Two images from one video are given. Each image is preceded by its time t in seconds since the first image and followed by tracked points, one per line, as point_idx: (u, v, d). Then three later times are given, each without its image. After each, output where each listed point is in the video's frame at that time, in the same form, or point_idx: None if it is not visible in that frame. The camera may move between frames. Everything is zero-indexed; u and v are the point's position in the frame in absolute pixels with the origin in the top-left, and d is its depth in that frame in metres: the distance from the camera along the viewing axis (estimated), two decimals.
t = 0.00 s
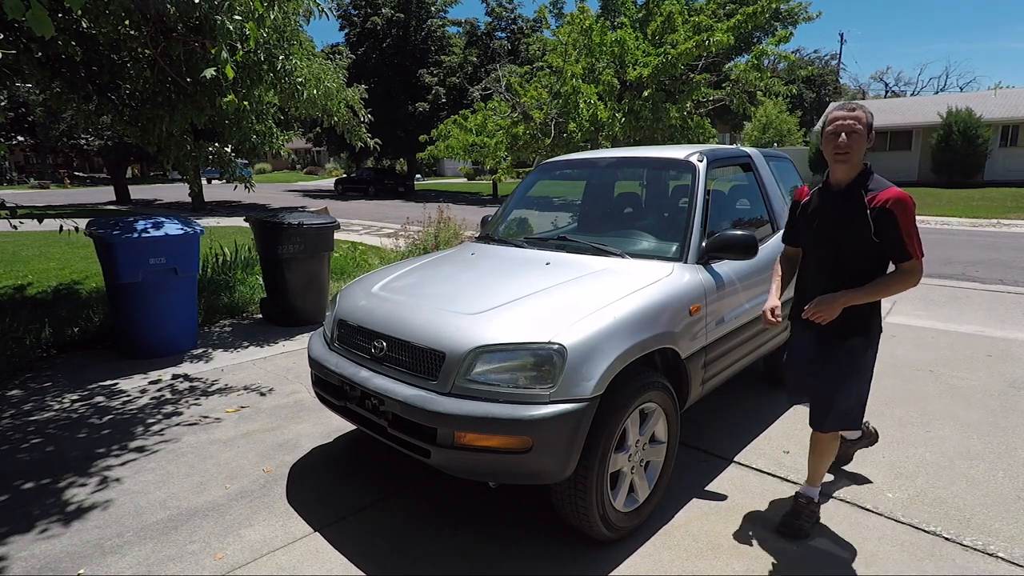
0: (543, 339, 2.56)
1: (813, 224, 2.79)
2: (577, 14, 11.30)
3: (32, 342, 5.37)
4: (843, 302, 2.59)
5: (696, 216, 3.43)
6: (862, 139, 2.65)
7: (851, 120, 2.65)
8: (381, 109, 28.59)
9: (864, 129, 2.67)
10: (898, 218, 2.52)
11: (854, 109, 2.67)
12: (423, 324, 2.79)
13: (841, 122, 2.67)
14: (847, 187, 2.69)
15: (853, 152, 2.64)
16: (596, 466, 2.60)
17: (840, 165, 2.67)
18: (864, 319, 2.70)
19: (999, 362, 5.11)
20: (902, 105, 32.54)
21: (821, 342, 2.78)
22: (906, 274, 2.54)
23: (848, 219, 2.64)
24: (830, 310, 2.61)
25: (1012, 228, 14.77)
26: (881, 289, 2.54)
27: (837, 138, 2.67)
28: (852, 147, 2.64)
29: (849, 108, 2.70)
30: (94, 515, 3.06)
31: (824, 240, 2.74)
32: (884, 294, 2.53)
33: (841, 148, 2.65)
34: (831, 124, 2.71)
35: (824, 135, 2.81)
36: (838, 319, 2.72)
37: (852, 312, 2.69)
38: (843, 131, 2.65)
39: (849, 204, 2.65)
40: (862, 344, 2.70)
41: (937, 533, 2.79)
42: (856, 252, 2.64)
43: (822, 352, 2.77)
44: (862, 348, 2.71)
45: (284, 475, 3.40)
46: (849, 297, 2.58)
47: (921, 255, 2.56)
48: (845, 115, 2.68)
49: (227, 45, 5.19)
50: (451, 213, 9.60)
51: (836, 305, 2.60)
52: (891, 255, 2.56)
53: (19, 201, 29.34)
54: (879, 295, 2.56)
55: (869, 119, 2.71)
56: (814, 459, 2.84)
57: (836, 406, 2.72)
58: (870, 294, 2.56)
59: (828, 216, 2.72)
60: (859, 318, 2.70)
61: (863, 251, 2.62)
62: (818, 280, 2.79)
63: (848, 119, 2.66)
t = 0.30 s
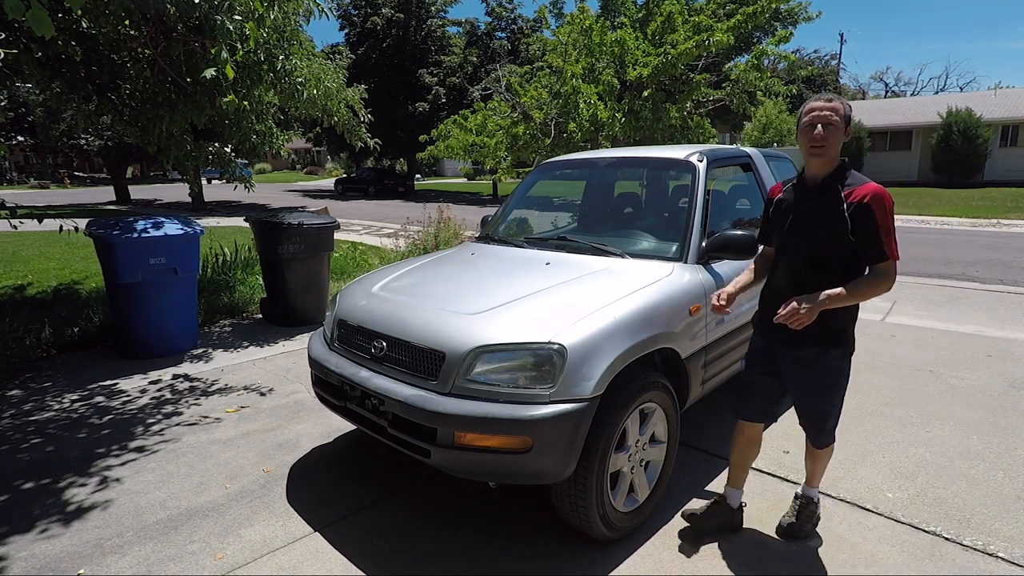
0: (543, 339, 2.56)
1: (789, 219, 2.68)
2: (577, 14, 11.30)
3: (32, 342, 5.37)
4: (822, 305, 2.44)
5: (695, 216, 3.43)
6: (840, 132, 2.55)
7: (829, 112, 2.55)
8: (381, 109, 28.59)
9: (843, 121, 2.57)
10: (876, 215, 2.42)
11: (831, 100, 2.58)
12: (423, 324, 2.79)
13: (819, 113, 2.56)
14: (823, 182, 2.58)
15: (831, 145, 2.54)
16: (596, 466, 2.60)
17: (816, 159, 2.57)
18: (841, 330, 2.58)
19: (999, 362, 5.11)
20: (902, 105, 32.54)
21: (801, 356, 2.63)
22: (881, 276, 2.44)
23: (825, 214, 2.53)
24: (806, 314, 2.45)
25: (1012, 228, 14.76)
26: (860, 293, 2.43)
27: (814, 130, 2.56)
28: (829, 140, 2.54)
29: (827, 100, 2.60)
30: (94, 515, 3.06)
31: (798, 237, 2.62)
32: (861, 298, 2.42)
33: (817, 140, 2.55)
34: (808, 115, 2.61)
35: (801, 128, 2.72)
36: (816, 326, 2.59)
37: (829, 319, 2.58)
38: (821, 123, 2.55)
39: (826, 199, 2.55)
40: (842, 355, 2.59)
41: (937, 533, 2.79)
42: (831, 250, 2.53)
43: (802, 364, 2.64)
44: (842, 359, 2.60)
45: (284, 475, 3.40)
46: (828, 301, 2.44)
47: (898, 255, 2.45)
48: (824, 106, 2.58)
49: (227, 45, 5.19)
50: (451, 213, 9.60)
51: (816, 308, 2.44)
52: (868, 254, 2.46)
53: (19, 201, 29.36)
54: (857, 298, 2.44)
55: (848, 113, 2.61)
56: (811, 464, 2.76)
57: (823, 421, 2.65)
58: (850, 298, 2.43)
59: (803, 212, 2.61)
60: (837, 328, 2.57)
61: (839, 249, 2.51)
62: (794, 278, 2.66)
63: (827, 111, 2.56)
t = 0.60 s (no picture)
0: (543, 339, 2.56)
1: (741, 228, 2.46)
2: (577, 14, 11.29)
3: (32, 342, 5.37)
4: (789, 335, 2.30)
5: (695, 216, 3.43)
6: (792, 134, 2.39)
7: (782, 114, 2.40)
8: (381, 109, 28.59)
9: (796, 124, 2.41)
10: (836, 218, 2.23)
11: (785, 103, 2.43)
12: (423, 324, 2.79)
13: (772, 115, 2.41)
14: (777, 187, 2.40)
15: (784, 148, 2.37)
16: (596, 465, 2.60)
17: (768, 162, 2.39)
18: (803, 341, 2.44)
19: (998, 362, 5.11)
20: (902, 105, 32.55)
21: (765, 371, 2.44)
22: (842, 285, 2.26)
23: (782, 220, 2.33)
24: (778, 350, 2.32)
25: (1012, 228, 14.76)
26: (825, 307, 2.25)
27: (767, 132, 2.39)
28: (782, 142, 2.38)
29: (780, 101, 2.46)
30: (94, 515, 3.06)
31: (752, 246, 2.41)
32: (827, 313, 2.24)
33: (770, 143, 2.38)
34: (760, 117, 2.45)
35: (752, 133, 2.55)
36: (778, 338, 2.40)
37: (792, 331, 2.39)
38: (774, 124, 2.39)
39: (781, 205, 2.35)
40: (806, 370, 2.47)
41: (937, 533, 2.79)
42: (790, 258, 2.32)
43: (765, 380, 2.44)
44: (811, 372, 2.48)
45: (285, 475, 3.40)
46: (796, 332, 2.29)
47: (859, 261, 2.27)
48: (777, 107, 2.43)
49: (228, 45, 5.18)
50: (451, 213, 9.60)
51: (785, 337, 2.30)
52: (830, 261, 2.26)
53: (19, 201, 29.36)
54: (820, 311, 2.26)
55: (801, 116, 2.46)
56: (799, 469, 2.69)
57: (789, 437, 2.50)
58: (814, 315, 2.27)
59: (757, 219, 2.41)
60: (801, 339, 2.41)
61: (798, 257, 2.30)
62: (748, 291, 2.44)
63: (780, 111, 2.41)
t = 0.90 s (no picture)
0: (544, 339, 2.56)
1: (703, 222, 2.32)
2: (577, 14, 11.29)
3: (33, 342, 5.37)
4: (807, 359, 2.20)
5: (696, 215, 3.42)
6: (753, 126, 2.28)
7: (741, 103, 2.28)
8: (381, 109, 28.59)
9: (756, 114, 2.31)
10: (804, 212, 2.15)
11: (742, 92, 2.30)
12: (423, 324, 2.79)
13: (730, 106, 2.29)
14: (740, 180, 2.29)
15: (746, 140, 2.27)
16: (596, 465, 2.60)
17: (731, 155, 2.28)
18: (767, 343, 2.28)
19: (998, 362, 5.11)
20: (902, 105, 32.55)
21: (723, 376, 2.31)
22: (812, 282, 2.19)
23: (749, 215, 2.21)
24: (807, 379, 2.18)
25: (1012, 228, 14.76)
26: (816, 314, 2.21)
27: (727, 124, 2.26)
28: (742, 134, 2.26)
29: (738, 90, 2.34)
30: (94, 515, 3.06)
31: (717, 241, 2.27)
32: (816, 321, 2.18)
33: (731, 135, 2.26)
34: (718, 108, 2.33)
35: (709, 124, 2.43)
36: (738, 337, 2.27)
37: (754, 331, 2.26)
38: (734, 115, 2.27)
39: (746, 198, 2.24)
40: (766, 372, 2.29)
41: (937, 534, 2.79)
42: (758, 255, 2.20)
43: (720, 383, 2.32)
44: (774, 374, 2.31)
45: (285, 475, 3.40)
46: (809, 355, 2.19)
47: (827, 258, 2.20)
48: (733, 97, 2.30)
49: (228, 45, 5.18)
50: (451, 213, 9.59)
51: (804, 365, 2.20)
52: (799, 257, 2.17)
53: (19, 201, 29.37)
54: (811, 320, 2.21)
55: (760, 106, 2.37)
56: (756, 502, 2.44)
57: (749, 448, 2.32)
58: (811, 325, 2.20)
59: (720, 214, 2.28)
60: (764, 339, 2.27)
61: (765, 252, 2.19)
62: (711, 288, 2.30)
63: (741, 101, 2.29)
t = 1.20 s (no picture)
0: (544, 339, 2.56)
1: (681, 225, 2.22)
2: (577, 14, 11.29)
3: (32, 342, 5.37)
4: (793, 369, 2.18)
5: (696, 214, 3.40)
6: (727, 127, 2.20)
7: (714, 104, 2.19)
8: (381, 109, 28.58)
9: (730, 115, 2.23)
10: (787, 217, 2.09)
11: (714, 91, 2.21)
12: (423, 324, 2.79)
13: (702, 107, 2.19)
14: (719, 182, 2.20)
15: (722, 141, 2.18)
16: (596, 465, 2.60)
17: (708, 157, 2.18)
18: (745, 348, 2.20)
19: (998, 362, 5.11)
20: (902, 105, 32.55)
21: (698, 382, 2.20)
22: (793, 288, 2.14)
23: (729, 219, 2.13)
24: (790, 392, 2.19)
25: (1013, 228, 14.76)
26: (797, 322, 2.18)
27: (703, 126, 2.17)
28: (718, 136, 2.18)
29: (709, 88, 2.23)
30: (94, 515, 3.06)
31: (696, 244, 2.17)
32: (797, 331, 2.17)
33: (708, 136, 2.17)
34: (691, 108, 2.22)
35: (680, 124, 2.33)
36: (716, 342, 2.17)
37: (733, 337, 2.17)
38: (709, 116, 2.18)
39: (726, 200, 2.15)
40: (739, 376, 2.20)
41: (937, 534, 2.79)
42: (739, 260, 2.12)
43: (693, 388, 2.21)
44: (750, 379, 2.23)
45: (285, 475, 3.40)
46: (793, 364, 2.17)
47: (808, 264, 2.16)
48: (705, 98, 2.21)
49: (228, 45, 5.18)
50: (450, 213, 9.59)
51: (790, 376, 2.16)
52: (782, 262, 2.11)
53: (19, 202, 29.37)
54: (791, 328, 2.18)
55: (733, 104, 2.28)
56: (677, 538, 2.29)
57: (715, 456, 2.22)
58: (794, 333, 2.18)
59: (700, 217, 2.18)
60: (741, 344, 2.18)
61: (747, 256, 2.11)
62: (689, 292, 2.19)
63: (715, 102, 2.19)
